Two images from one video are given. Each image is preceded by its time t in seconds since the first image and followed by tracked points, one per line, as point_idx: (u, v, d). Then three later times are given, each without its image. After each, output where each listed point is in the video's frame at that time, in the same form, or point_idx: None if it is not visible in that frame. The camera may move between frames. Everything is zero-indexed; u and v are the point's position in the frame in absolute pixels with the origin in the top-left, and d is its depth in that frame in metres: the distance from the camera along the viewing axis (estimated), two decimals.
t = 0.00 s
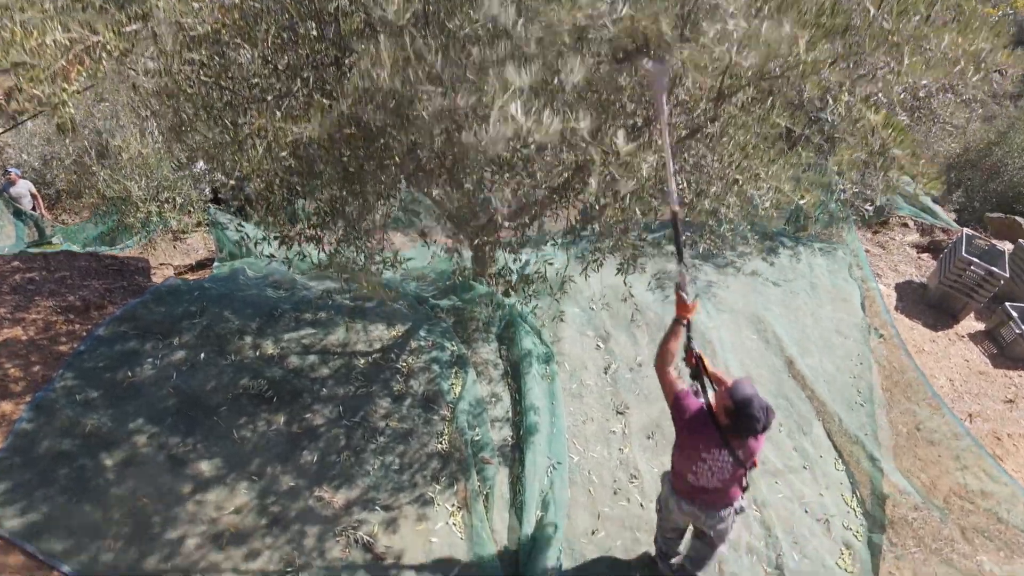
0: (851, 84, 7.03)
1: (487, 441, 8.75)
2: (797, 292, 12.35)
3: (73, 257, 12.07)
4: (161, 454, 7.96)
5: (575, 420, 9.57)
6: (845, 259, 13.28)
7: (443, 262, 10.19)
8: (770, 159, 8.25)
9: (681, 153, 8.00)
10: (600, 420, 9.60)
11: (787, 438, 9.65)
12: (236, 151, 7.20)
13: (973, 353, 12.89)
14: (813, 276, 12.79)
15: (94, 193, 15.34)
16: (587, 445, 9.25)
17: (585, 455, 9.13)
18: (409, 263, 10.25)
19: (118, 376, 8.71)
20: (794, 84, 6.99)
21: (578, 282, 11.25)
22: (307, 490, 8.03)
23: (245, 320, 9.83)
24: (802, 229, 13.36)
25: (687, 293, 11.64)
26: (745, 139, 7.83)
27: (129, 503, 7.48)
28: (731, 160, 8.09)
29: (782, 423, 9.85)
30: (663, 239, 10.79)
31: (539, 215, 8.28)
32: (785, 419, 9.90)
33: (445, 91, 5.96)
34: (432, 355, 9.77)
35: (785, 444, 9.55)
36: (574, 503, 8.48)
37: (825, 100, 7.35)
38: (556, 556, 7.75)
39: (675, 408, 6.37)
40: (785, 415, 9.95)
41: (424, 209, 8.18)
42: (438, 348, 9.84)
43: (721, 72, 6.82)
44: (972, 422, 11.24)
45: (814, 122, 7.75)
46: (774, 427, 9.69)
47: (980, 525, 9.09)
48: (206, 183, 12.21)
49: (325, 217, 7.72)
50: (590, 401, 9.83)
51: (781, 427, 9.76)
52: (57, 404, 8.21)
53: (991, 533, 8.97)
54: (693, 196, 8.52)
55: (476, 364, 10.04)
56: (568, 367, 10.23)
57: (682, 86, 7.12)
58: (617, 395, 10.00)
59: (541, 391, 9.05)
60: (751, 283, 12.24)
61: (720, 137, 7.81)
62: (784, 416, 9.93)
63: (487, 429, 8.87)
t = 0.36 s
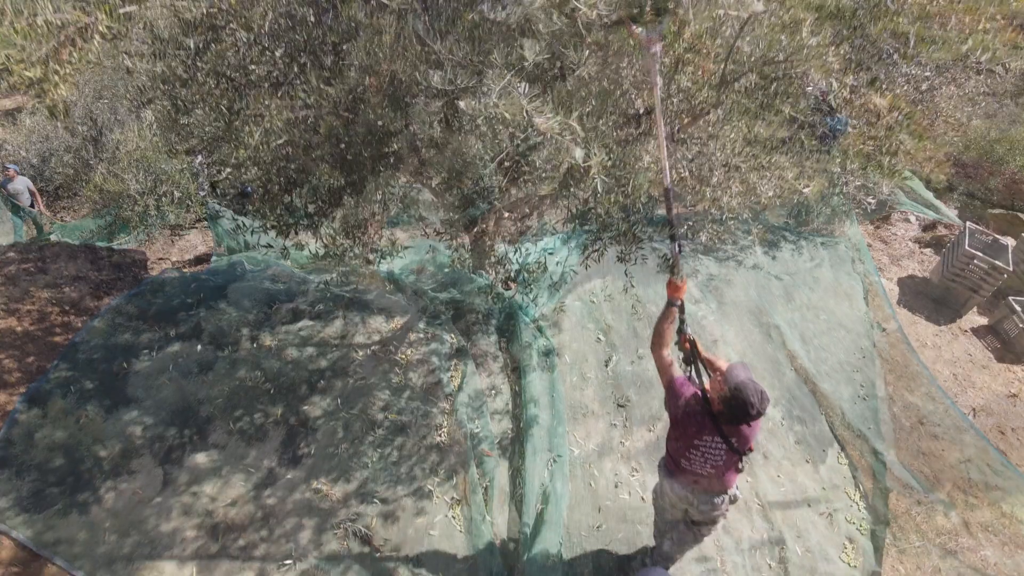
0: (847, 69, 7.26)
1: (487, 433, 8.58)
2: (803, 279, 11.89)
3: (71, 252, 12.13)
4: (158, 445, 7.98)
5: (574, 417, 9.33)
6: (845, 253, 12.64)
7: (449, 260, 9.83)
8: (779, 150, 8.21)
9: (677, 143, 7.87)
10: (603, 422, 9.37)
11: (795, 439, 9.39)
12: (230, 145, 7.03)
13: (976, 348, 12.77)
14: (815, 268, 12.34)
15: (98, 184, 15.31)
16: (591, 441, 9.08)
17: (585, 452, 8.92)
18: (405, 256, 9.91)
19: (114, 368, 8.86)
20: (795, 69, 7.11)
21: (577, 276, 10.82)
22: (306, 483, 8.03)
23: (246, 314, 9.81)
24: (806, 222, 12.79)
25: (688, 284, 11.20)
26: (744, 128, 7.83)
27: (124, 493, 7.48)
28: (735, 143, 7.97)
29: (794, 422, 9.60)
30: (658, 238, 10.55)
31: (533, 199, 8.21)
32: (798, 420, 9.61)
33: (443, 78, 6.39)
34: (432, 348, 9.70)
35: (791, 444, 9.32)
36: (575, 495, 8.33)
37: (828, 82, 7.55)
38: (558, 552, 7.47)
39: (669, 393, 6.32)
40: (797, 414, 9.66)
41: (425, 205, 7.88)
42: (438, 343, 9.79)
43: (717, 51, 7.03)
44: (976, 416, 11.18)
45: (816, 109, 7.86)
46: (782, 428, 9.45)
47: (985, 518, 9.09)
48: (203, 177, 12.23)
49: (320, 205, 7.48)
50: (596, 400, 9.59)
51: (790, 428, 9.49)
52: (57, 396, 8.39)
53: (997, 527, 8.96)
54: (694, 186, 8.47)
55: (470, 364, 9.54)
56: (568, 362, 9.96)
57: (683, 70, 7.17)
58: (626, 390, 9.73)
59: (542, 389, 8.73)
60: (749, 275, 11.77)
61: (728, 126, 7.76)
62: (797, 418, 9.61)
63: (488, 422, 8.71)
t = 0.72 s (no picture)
0: (746, 138, 11.22)
1: (487, 426, 8.07)
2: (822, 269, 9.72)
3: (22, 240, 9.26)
4: (153, 438, 6.76)
5: (576, 430, 8.23)
6: (852, 251, 10.11)
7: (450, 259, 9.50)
8: (735, 173, 10.70)
9: (676, 155, 10.82)
10: (607, 439, 8.27)
11: (808, 461, 7.82)
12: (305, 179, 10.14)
13: (978, 342, 11.06)
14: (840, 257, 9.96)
15: (93, 178, 10.67)
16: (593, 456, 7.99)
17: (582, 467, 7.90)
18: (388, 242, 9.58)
19: (110, 358, 7.25)
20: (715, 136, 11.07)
21: (578, 278, 9.47)
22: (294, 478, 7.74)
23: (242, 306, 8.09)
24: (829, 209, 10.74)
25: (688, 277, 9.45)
26: (697, 162, 10.78)
27: (117, 491, 6.35)
28: (692, 174, 10.67)
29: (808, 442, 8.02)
30: (649, 238, 9.91)
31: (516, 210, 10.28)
32: (814, 438, 8.01)
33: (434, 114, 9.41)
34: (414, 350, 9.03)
35: (803, 464, 7.83)
36: (576, 493, 7.58)
37: (744, 138, 11.22)
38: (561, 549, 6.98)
39: (673, 386, 6.16)
40: (813, 430, 8.06)
41: (423, 199, 10.14)
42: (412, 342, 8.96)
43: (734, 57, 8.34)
44: (979, 411, 10.02)
45: (749, 151, 10.99)
46: (794, 447, 7.90)
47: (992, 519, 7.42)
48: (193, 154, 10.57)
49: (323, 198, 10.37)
50: (596, 410, 8.50)
51: (802, 448, 7.91)
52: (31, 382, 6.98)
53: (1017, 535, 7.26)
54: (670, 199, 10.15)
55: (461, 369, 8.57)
56: (567, 372, 8.61)
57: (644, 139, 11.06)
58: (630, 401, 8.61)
59: (543, 397, 8.09)
60: (745, 265, 9.67)
61: (688, 166, 10.73)
62: (810, 438, 7.98)
63: (487, 416, 8.15)
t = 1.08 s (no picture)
0: (749, 145, 13.78)
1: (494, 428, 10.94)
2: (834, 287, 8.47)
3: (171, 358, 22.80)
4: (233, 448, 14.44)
5: (577, 449, 9.46)
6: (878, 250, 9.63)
7: (482, 285, 15.01)
8: (739, 175, 13.21)
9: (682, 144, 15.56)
10: (609, 455, 9.11)
11: (820, 485, 7.60)
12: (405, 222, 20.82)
13: None
14: (852, 263, 9.05)
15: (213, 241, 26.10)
16: (593, 473, 9.01)
17: (581, 484, 8.95)
18: (456, 273, 15.97)
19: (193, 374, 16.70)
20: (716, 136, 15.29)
21: (578, 284, 13.55)
22: (359, 468, 10.04)
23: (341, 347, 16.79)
24: (832, 218, 10.87)
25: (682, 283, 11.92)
26: (705, 169, 13.98)
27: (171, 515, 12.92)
28: (695, 183, 13.87)
29: (820, 465, 7.74)
30: (644, 246, 13.11)
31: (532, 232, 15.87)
32: (827, 460, 7.72)
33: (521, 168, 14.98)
34: (500, 340, 14.75)
35: (815, 489, 7.56)
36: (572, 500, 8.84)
37: (748, 145, 13.82)
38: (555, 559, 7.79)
39: (677, 407, 8.33)
40: (827, 452, 7.78)
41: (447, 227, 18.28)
42: (506, 335, 14.79)
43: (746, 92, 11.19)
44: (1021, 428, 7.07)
45: (753, 155, 13.34)
46: (805, 471, 7.76)
47: None
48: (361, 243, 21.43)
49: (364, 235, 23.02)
50: (604, 436, 9.20)
51: (814, 471, 7.72)
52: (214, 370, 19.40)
53: None
54: (675, 203, 13.76)
55: (528, 355, 13.95)
56: (575, 397, 9.88)
57: (657, 148, 15.89)
58: (636, 420, 8.71)
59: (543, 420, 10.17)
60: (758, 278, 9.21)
61: (708, 173, 13.81)
62: (822, 461, 7.71)
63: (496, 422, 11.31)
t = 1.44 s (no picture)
0: (754, 151, 13.55)
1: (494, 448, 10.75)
2: (853, 289, 7.44)
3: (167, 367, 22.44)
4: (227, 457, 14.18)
5: (578, 466, 9.42)
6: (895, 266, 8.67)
7: (481, 294, 14.74)
8: (745, 180, 12.86)
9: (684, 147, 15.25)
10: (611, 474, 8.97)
11: (832, 512, 6.91)
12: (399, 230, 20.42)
13: None
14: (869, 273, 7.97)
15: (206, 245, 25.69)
16: (595, 491, 9.00)
17: (585, 503, 8.93)
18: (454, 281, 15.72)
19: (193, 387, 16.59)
20: (720, 140, 15.16)
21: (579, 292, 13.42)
22: (349, 483, 9.17)
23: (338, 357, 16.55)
24: (841, 226, 10.54)
25: (680, 295, 11.99)
26: (709, 175, 13.66)
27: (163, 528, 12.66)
28: (699, 190, 13.57)
29: (834, 488, 6.99)
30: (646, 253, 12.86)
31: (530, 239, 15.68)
32: (841, 484, 6.84)
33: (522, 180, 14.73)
34: (500, 348, 14.47)
35: (827, 515, 6.93)
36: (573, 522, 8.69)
37: (752, 151, 13.58)
38: None
39: (685, 428, 7.89)
40: (841, 476, 6.76)
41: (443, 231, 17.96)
42: (506, 343, 14.50)
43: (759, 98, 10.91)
44: None
45: (758, 161, 13.02)
46: (817, 496, 7.16)
47: None
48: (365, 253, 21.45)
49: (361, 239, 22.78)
50: (609, 455, 8.72)
51: (827, 496, 7.04)
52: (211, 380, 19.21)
53: None
54: (677, 209, 13.54)
55: (528, 364, 13.56)
56: (578, 413, 9.42)
57: (660, 153, 15.64)
58: (641, 441, 7.98)
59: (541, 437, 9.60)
60: (762, 279, 8.14)
61: (712, 179, 13.49)
62: (835, 485, 6.89)
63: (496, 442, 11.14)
